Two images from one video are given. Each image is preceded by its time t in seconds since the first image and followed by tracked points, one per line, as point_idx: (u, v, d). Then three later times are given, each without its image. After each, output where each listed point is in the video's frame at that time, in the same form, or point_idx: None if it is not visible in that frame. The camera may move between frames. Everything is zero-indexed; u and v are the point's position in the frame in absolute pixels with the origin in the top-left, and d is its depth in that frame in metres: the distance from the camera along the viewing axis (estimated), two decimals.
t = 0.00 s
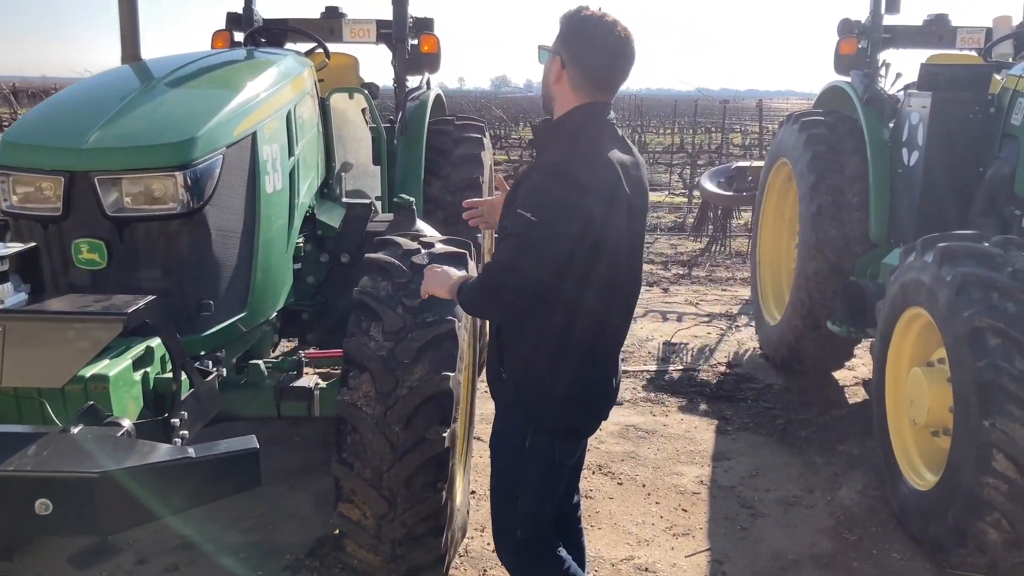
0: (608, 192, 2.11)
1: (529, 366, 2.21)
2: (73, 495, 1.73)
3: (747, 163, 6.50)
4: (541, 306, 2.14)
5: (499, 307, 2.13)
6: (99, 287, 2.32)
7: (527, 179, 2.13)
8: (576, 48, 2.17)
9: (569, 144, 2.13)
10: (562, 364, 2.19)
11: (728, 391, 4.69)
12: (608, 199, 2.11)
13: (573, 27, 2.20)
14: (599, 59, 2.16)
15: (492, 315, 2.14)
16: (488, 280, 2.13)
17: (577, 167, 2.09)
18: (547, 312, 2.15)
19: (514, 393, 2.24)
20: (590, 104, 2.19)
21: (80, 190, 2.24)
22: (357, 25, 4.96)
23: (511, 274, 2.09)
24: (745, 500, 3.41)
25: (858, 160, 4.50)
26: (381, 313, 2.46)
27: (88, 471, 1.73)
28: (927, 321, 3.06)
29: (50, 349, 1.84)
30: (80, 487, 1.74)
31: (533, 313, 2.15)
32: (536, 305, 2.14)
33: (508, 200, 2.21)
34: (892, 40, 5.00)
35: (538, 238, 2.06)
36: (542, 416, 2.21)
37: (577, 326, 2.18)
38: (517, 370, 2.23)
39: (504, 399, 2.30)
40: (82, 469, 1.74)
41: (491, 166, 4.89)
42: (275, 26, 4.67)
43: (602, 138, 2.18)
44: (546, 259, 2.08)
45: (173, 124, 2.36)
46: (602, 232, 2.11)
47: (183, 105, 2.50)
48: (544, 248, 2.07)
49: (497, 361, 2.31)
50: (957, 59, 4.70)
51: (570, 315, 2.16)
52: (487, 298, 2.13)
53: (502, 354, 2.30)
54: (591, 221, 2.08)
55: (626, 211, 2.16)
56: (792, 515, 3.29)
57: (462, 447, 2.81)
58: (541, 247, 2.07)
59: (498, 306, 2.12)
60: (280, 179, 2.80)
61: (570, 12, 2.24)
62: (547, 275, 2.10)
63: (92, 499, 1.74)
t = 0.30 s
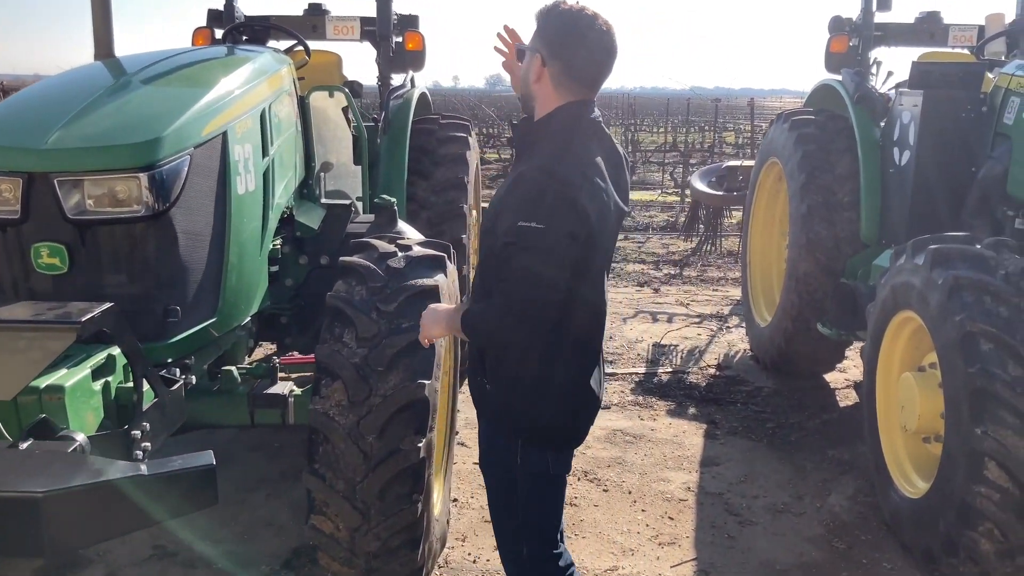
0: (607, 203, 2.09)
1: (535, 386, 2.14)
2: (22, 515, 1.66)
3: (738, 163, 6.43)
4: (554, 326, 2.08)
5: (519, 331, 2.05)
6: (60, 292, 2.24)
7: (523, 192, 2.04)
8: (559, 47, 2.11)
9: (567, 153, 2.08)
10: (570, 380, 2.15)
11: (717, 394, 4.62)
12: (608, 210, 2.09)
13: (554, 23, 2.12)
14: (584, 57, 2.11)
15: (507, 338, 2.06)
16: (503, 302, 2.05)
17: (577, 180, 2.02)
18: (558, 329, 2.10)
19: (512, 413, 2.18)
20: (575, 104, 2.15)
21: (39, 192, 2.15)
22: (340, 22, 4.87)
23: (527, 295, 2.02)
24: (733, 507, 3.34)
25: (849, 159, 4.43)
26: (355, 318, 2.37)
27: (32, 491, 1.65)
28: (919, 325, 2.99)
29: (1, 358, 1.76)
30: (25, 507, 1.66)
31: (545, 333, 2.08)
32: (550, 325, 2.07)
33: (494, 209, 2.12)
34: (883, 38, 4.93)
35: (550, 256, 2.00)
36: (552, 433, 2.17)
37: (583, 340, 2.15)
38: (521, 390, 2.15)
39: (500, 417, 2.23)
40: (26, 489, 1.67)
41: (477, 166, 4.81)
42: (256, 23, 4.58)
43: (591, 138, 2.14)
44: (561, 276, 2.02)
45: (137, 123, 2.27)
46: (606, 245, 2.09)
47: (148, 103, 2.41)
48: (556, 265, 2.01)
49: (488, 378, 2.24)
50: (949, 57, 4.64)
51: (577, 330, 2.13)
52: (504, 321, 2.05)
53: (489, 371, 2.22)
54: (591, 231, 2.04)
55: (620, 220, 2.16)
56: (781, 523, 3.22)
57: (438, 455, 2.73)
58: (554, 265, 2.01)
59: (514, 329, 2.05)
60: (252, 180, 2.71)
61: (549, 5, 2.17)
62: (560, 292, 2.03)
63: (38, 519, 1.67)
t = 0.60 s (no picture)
0: (622, 210, 2.11)
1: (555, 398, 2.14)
2: None
3: (729, 164, 6.38)
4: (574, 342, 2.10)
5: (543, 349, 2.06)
6: (25, 299, 2.18)
7: (545, 210, 2.01)
8: (557, 48, 2.10)
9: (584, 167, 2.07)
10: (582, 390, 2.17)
11: (707, 399, 4.57)
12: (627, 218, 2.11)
13: (550, 23, 2.12)
14: (584, 57, 2.11)
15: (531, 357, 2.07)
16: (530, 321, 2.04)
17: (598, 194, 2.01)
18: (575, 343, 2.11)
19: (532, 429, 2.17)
20: (578, 105, 2.15)
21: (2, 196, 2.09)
22: (326, 22, 4.81)
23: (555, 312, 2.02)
24: (721, 515, 3.29)
25: (840, 161, 4.38)
26: (329, 325, 2.31)
27: None
28: (908, 330, 2.95)
29: None
30: None
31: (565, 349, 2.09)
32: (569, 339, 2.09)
33: (510, 225, 2.10)
34: (875, 39, 4.89)
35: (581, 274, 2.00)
36: (564, 444, 2.16)
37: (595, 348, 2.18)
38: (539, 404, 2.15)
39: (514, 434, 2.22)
40: None
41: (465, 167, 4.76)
42: (240, 22, 4.51)
43: (596, 142, 2.15)
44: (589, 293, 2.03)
45: (105, 125, 2.21)
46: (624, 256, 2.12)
47: (118, 105, 2.35)
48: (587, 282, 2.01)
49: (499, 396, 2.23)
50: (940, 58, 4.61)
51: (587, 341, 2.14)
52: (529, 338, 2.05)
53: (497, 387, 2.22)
54: (615, 245, 2.05)
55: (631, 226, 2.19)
56: (768, 531, 3.17)
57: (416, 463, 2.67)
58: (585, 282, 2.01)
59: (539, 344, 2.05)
60: (227, 183, 2.66)
61: (542, 4, 2.14)
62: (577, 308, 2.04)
63: None
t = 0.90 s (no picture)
0: (638, 224, 2.11)
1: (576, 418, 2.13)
2: None
3: (721, 167, 6.37)
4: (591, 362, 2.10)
5: (556, 372, 2.07)
6: None
7: (554, 230, 2.02)
8: (560, 56, 2.11)
9: (596, 181, 2.07)
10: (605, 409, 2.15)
11: (696, 403, 4.55)
12: (643, 229, 2.13)
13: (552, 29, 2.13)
14: (588, 65, 2.12)
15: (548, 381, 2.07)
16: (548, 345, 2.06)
17: (610, 211, 2.01)
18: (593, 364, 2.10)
19: (552, 449, 2.16)
20: (583, 114, 2.16)
21: None
22: (314, 25, 4.79)
23: (567, 335, 2.06)
24: (706, 521, 3.26)
25: (829, 164, 4.36)
26: (306, 332, 2.29)
27: None
28: (894, 335, 2.93)
29: None
30: None
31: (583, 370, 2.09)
32: (586, 359, 2.09)
33: (521, 244, 2.11)
34: (864, 42, 4.87)
35: (595, 294, 2.03)
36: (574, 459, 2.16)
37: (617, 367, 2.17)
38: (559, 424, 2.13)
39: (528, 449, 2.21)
40: None
41: (454, 171, 4.74)
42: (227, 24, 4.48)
43: (602, 156, 2.13)
44: (603, 311, 2.06)
45: (78, 130, 2.19)
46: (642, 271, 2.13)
47: (93, 109, 2.33)
48: (601, 300, 2.04)
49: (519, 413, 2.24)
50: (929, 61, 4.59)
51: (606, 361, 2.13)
52: (545, 361, 2.07)
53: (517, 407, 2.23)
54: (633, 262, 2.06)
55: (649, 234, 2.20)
56: (754, 538, 3.15)
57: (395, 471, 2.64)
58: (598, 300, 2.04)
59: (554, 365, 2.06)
60: (206, 188, 2.63)
61: (544, 11, 2.15)
62: (588, 327, 2.07)
63: None
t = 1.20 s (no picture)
0: (634, 226, 2.05)
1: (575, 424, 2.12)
2: None
3: (712, 169, 6.36)
4: (589, 371, 2.05)
5: (554, 382, 2.03)
6: None
7: (545, 232, 1.98)
8: (552, 55, 2.10)
9: (590, 182, 2.01)
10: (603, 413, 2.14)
11: (684, 406, 4.53)
12: (640, 230, 2.06)
13: (541, 26, 2.11)
14: (582, 62, 2.11)
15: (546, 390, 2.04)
16: (540, 354, 2.01)
17: (603, 214, 1.96)
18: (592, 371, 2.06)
19: (542, 448, 2.16)
20: (578, 111, 2.16)
21: None
22: (301, 27, 4.78)
23: (564, 344, 1.99)
24: (690, 525, 3.25)
25: (817, 166, 4.35)
26: (280, 335, 2.27)
27: None
28: (877, 338, 2.91)
29: None
30: None
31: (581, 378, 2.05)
32: (577, 363, 2.03)
33: (512, 246, 2.07)
34: (853, 44, 4.86)
35: (589, 300, 1.98)
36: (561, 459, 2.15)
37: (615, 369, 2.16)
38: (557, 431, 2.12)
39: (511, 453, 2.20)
40: None
41: (441, 173, 4.73)
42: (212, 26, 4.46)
43: (598, 156, 2.08)
44: (599, 318, 2.01)
45: (49, 132, 2.17)
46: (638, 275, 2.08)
47: (67, 110, 2.31)
48: (596, 307, 1.99)
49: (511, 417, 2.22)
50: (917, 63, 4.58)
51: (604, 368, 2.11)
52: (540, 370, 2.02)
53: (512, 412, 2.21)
54: (625, 265, 2.00)
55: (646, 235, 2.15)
56: (737, 542, 3.13)
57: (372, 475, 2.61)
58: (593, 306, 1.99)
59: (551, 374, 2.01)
60: (183, 191, 2.61)
61: (532, 8, 2.13)
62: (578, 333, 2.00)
63: None
